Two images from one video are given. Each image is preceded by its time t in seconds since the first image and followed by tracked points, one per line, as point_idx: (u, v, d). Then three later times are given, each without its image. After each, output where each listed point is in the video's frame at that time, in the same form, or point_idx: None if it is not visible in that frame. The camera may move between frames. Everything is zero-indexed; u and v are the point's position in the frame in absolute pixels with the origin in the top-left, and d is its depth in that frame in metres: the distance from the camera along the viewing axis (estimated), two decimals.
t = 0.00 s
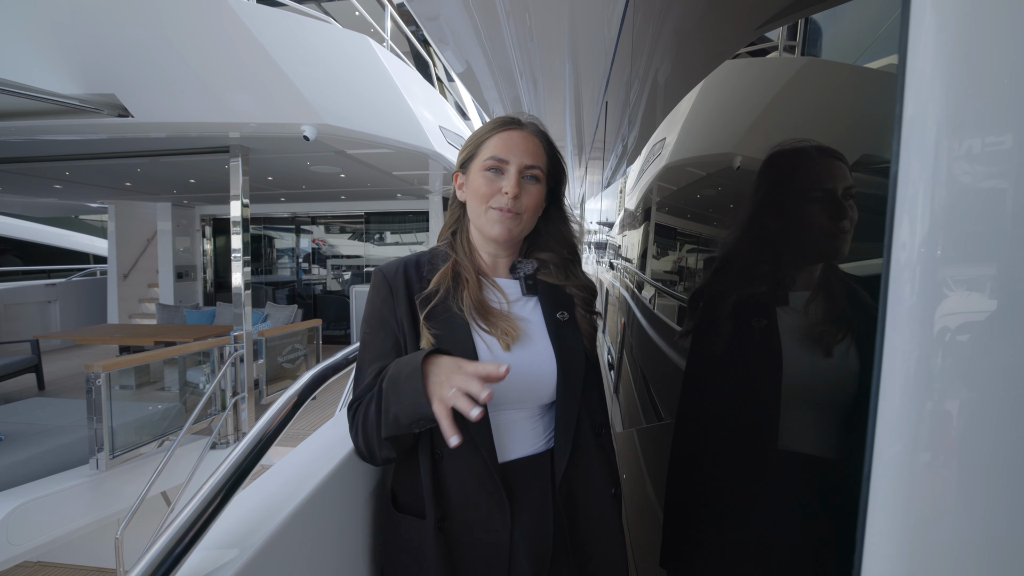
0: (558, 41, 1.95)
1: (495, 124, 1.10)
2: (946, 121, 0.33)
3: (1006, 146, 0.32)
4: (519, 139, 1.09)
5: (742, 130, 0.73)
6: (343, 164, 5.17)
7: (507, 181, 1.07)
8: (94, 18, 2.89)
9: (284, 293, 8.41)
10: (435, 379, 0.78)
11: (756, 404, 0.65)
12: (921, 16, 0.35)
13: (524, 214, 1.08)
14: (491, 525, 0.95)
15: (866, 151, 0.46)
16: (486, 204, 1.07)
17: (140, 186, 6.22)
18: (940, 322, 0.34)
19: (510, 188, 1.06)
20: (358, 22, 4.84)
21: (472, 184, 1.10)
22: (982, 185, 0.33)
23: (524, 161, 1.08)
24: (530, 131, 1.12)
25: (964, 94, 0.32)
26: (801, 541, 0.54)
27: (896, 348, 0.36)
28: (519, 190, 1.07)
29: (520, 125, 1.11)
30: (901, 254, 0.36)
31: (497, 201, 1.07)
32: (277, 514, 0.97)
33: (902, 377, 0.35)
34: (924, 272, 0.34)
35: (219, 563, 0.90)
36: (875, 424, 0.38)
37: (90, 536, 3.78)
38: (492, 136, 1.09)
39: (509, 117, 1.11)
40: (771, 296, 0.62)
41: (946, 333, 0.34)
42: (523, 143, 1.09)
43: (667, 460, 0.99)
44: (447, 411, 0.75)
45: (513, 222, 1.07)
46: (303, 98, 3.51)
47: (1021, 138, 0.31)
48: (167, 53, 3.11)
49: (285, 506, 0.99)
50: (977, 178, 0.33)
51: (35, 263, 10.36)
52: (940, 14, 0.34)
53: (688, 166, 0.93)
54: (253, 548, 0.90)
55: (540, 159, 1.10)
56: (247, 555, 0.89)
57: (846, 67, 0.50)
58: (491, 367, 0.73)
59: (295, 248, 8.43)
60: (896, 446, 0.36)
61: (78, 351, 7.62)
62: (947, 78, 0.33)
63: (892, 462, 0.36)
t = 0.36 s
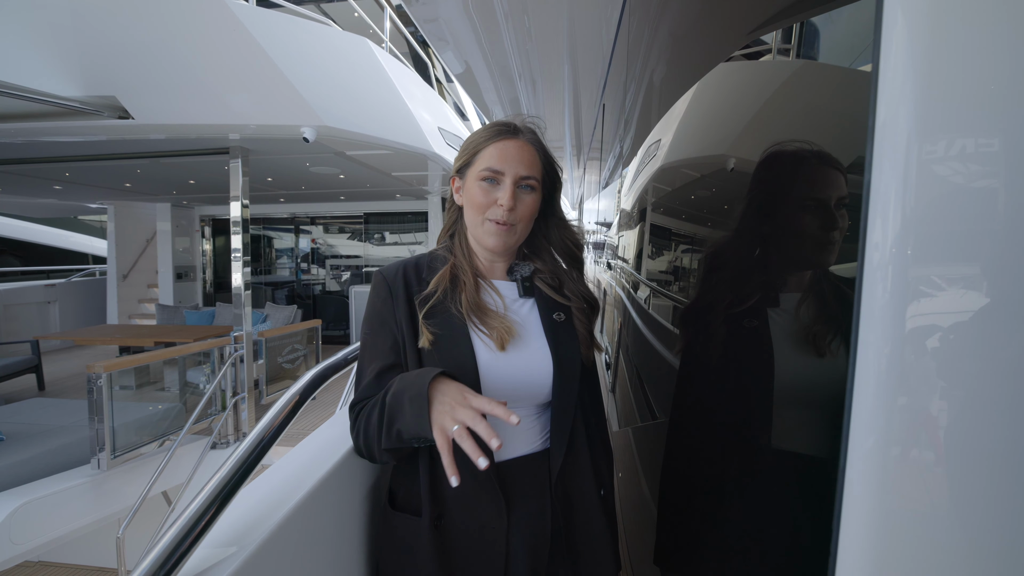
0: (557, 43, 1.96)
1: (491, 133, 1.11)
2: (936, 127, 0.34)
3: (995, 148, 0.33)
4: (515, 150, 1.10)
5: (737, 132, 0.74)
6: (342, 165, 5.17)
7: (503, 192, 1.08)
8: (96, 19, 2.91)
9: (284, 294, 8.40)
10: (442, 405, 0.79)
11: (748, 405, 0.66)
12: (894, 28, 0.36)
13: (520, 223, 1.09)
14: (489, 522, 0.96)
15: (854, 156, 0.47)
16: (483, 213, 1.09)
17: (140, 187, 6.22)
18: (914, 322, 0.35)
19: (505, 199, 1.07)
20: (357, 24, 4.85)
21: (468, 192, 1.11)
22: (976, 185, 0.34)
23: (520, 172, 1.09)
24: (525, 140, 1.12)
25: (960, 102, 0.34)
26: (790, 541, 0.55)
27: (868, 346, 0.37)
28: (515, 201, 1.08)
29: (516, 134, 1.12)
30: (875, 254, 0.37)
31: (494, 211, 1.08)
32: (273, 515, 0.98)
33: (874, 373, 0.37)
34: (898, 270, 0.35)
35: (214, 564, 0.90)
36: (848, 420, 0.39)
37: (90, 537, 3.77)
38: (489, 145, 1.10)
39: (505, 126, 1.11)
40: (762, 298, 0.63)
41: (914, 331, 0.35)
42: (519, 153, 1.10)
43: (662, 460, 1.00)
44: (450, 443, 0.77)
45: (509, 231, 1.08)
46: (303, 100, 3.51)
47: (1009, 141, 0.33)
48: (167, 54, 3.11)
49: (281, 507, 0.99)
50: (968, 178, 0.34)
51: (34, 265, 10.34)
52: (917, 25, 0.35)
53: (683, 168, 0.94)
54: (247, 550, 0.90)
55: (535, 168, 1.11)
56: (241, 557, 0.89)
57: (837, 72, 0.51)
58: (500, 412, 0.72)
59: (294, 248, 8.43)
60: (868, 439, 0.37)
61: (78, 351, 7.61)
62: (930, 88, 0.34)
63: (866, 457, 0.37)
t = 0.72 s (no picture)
0: (556, 45, 1.97)
1: (488, 134, 1.12)
2: (927, 128, 0.36)
3: (979, 152, 0.35)
4: (511, 149, 1.11)
5: (731, 134, 0.75)
6: (342, 166, 5.17)
7: (499, 190, 1.09)
8: (100, 18, 2.93)
9: (283, 294, 8.40)
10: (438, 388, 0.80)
11: (738, 404, 0.67)
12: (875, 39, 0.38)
13: (518, 221, 1.11)
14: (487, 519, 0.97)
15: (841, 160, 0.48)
16: (481, 212, 1.10)
17: (140, 187, 6.23)
18: (901, 322, 0.37)
19: (503, 197, 1.08)
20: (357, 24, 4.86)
21: (467, 193, 1.13)
22: (966, 186, 0.36)
23: (516, 170, 1.11)
24: (520, 139, 1.14)
25: (954, 105, 0.35)
26: (776, 536, 0.56)
27: (841, 343, 0.40)
28: (512, 199, 1.09)
29: (512, 133, 1.13)
30: (847, 254, 0.40)
31: (492, 210, 1.09)
32: (269, 517, 0.98)
33: (846, 371, 0.39)
34: (868, 268, 0.38)
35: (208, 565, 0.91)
36: (826, 409, 0.42)
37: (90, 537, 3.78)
38: (485, 146, 1.11)
39: (501, 126, 1.13)
40: (755, 297, 0.64)
41: (887, 332, 0.37)
42: (515, 152, 1.11)
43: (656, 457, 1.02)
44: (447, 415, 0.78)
45: (507, 230, 1.10)
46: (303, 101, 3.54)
47: (993, 146, 0.34)
48: (168, 55, 3.15)
49: (277, 509, 1.00)
50: (959, 178, 0.36)
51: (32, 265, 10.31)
52: (894, 32, 0.37)
53: (678, 169, 0.96)
54: (241, 554, 0.91)
55: (531, 167, 1.13)
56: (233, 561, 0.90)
57: (827, 74, 0.51)
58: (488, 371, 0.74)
59: (294, 248, 8.43)
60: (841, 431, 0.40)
61: (78, 352, 7.60)
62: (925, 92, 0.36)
63: (839, 448, 0.40)
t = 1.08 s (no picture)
0: (554, 47, 1.99)
1: (484, 137, 1.14)
2: (926, 136, 0.41)
3: (967, 156, 0.39)
4: (508, 151, 1.12)
5: (726, 136, 0.76)
6: (340, 166, 5.18)
7: (499, 192, 1.11)
8: (101, 20, 2.94)
9: (282, 294, 8.40)
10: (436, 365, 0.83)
11: (724, 403, 0.69)
12: (861, 59, 0.42)
13: (518, 222, 1.12)
14: (486, 516, 0.99)
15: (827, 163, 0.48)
16: (482, 214, 1.11)
17: (140, 188, 6.23)
18: (897, 320, 0.41)
19: (503, 199, 1.10)
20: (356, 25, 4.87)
21: (467, 196, 1.14)
22: (955, 189, 0.40)
23: (514, 172, 1.12)
24: (517, 141, 1.15)
25: (950, 117, 0.40)
26: (759, 531, 0.59)
27: (818, 340, 0.45)
28: (512, 200, 1.11)
29: (509, 135, 1.14)
30: (822, 254, 0.45)
31: (493, 212, 1.11)
32: (265, 516, 0.99)
33: (820, 368, 0.44)
34: (840, 268, 0.43)
35: (203, 564, 0.92)
36: (801, 409, 0.47)
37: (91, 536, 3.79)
38: (483, 148, 1.13)
39: (497, 129, 1.14)
40: (742, 298, 0.65)
41: (868, 331, 0.42)
42: (512, 154, 1.12)
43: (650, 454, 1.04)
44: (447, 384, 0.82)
45: (508, 231, 1.11)
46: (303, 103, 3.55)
47: (980, 149, 0.39)
48: (169, 56, 3.15)
49: (273, 508, 1.00)
50: (947, 181, 0.40)
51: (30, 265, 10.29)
52: (861, 49, 0.42)
53: (672, 170, 0.97)
54: (235, 554, 0.92)
55: (528, 168, 1.14)
56: (227, 561, 0.90)
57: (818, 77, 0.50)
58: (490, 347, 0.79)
59: (293, 248, 8.43)
60: (816, 428, 0.45)
61: (77, 352, 7.60)
62: (922, 109, 0.40)
63: (816, 440, 0.45)
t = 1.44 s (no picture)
0: (552, 48, 2.00)
1: (488, 142, 1.14)
2: (924, 137, 0.41)
3: (963, 155, 0.40)
4: (511, 156, 1.13)
5: (723, 136, 0.76)
6: (340, 166, 5.18)
7: (504, 197, 1.11)
8: (101, 20, 2.96)
9: (282, 293, 8.41)
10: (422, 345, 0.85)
11: (719, 404, 0.70)
12: (853, 64, 0.42)
13: (523, 226, 1.13)
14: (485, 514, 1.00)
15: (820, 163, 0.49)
16: (487, 219, 1.12)
17: (139, 188, 6.23)
18: (895, 319, 0.42)
19: (508, 204, 1.10)
20: (355, 25, 4.87)
21: (471, 201, 1.14)
22: (950, 189, 0.41)
23: (519, 177, 1.13)
24: (520, 145, 1.15)
25: (947, 118, 0.40)
26: (754, 531, 0.59)
27: (809, 339, 0.46)
28: (517, 205, 1.11)
29: (512, 140, 1.15)
30: (814, 253, 0.45)
31: (498, 217, 1.11)
32: (262, 518, 0.98)
33: (812, 366, 0.45)
34: (832, 268, 0.44)
35: (199, 565, 0.90)
36: (793, 407, 0.48)
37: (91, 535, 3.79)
38: (487, 154, 1.13)
39: (501, 134, 1.14)
40: (735, 298, 0.66)
41: (863, 330, 0.43)
42: (515, 159, 1.13)
43: (648, 453, 1.05)
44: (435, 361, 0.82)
45: (513, 235, 1.12)
46: (302, 103, 3.55)
47: (976, 149, 0.39)
48: (170, 57, 3.17)
49: (273, 509, 1.00)
50: (943, 181, 0.41)
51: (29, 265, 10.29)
52: (853, 52, 0.42)
53: (669, 169, 0.98)
54: (231, 556, 0.90)
55: (531, 172, 1.15)
56: (223, 563, 0.89)
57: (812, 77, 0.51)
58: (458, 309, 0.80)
59: (292, 248, 8.43)
60: (809, 424, 0.46)
61: (77, 351, 7.61)
62: (920, 111, 0.41)
63: (809, 438, 0.46)
